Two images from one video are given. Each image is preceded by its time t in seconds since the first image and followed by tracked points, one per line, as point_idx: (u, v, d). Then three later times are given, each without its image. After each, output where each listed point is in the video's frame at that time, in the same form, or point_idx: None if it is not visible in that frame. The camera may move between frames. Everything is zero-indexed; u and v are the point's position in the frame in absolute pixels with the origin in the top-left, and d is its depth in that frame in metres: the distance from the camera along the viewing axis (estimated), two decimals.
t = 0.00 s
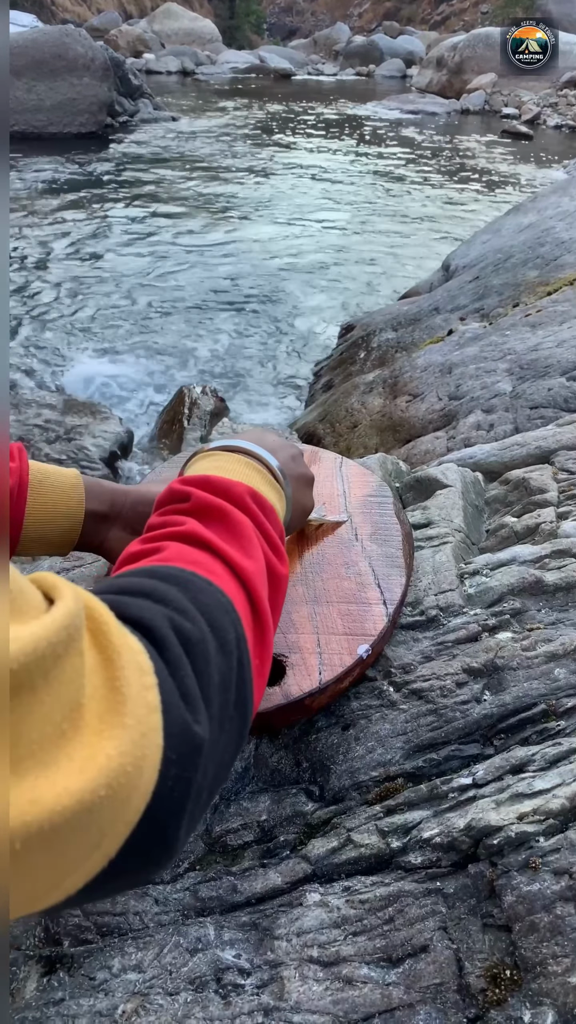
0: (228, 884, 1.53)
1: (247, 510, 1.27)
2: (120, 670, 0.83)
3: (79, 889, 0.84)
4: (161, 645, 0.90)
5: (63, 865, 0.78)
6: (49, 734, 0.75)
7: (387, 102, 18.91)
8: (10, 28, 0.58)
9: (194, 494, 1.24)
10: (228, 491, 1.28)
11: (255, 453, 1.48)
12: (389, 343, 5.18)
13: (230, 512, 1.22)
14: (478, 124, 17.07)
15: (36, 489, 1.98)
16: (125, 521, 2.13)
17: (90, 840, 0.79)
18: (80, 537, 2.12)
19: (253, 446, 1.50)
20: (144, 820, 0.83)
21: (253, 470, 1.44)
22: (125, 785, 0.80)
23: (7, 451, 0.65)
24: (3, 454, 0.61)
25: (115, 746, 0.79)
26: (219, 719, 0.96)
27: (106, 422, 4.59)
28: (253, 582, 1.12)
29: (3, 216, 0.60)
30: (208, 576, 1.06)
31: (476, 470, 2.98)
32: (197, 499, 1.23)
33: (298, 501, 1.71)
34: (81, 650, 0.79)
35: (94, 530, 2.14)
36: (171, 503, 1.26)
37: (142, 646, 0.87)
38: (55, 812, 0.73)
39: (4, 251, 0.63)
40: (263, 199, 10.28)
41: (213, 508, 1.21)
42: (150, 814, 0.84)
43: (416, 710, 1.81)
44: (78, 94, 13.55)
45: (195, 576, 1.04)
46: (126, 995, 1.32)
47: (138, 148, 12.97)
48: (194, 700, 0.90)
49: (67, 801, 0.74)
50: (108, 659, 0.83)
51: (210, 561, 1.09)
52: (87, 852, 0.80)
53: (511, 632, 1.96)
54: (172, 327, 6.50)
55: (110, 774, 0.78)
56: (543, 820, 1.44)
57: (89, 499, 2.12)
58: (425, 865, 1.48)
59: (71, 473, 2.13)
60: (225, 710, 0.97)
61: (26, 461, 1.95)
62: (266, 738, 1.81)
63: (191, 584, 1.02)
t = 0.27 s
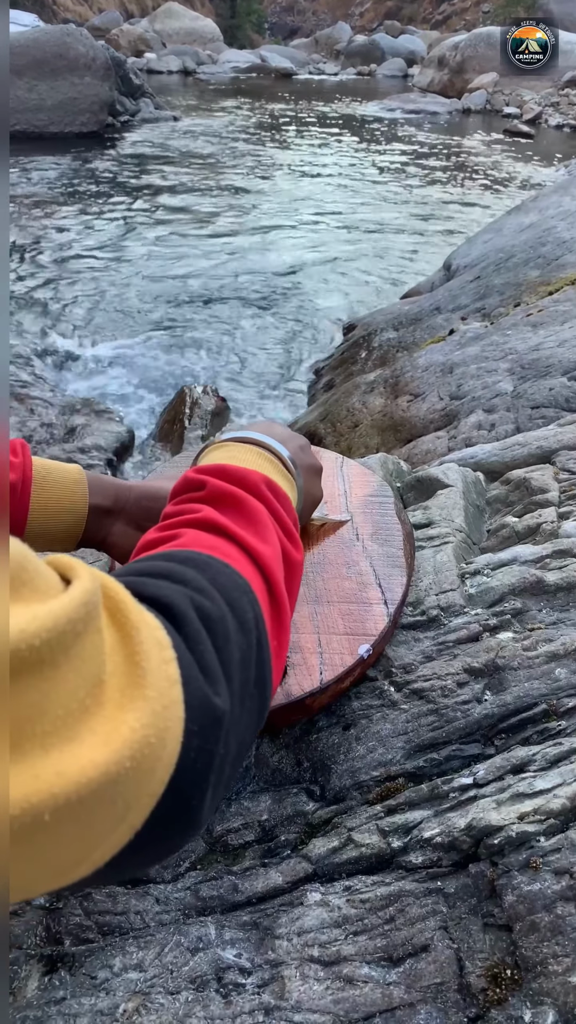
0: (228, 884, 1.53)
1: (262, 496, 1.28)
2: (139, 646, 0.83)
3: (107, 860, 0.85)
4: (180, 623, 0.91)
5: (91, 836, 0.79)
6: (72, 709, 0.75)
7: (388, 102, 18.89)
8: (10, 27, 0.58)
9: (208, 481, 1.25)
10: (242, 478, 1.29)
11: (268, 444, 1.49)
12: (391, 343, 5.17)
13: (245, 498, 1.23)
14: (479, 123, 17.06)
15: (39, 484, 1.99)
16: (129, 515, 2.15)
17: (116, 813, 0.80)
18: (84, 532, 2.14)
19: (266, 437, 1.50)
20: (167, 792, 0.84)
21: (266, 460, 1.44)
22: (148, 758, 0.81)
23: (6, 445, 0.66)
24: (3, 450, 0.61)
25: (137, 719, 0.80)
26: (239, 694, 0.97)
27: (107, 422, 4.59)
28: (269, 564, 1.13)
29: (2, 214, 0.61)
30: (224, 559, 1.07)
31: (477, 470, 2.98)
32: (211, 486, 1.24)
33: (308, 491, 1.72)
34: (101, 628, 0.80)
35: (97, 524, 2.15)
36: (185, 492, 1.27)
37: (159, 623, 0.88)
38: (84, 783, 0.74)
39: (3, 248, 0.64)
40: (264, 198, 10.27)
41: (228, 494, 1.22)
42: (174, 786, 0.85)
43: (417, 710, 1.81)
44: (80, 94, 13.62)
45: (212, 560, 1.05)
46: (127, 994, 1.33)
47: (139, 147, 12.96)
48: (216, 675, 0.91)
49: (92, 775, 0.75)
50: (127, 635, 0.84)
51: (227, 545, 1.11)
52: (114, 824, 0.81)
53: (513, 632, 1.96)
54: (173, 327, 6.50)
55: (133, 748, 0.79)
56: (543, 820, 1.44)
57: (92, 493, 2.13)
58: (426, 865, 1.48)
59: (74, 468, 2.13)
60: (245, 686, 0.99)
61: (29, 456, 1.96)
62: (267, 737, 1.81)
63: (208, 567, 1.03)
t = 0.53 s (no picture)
0: (229, 884, 1.54)
1: (265, 492, 1.28)
2: (148, 636, 0.83)
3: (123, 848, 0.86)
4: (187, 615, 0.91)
5: (105, 824, 0.79)
6: (83, 700, 0.75)
7: (390, 102, 18.87)
8: (10, 24, 0.59)
9: (211, 479, 1.25)
10: (246, 474, 1.29)
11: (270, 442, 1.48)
12: (392, 343, 5.17)
13: (248, 493, 1.23)
14: (481, 123, 17.05)
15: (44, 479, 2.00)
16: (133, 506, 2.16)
17: (130, 800, 0.80)
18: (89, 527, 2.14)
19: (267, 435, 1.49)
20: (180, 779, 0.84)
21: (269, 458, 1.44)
22: (160, 746, 0.81)
23: (6, 441, 0.66)
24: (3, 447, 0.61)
25: (149, 707, 0.80)
26: (249, 683, 0.97)
27: (108, 422, 4.59)
28: (274, 557, 1.13)
29: (1, 214, 0.61)
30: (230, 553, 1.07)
31: (478, 470, 2.98)
32: (215, 483, 1.24)
33: (311, 485, 1.72)
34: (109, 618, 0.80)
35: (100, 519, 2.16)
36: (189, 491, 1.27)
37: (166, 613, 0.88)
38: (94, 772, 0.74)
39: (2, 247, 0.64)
40: (266, 198, 10.27)
41: (233, 490, 1.22)
42: (186, 774, 0.85)
43: (418, 710, 1.82)
44: (81, 93, 13.62)
45: (218, 553, 1.05)
46: (128, 994, 1.33)
47: (140, 147, 12.96)
48: (226, 663, 0.91)
49: (105, 763, 0.75)
50: (135, 625, 0.83)
51: (231, 538, 1.11)
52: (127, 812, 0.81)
53: (514, 632, 1.96)
54: (174, 327, 6.50)
55: (145, 735, 0.79)
56: (545, 821, 1.44)
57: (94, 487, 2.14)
58: (427, 866, 1.48)
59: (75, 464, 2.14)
60: (256, 676, 0.98)
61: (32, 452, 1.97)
62: (268, 737, 1.82)
63: (214, 561, 1.03)
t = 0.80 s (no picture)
0: (231, 884, 1.54)
1: (256, 559, 1.19)
2: (85, 759, 0.79)
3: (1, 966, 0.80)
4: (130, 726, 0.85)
5: None
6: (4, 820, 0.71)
7: (391, 102, 18.89)
8: (9, 23, 0.59)
9: (203, 527, 1.15)
10: (241, 533, 1.19)
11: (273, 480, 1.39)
12: (394, 343, 5.18)
13: (237, 558, 1.14)
14: (483, 123, 17.08)
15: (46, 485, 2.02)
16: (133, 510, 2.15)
17: (20, 930, 0.75)
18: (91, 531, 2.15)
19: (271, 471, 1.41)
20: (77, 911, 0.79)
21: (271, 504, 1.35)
22: (64, 880, 0.76)
23: (6, 448, 0.66)
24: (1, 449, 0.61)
25: (63, 839, 0.75)
26: (171, 804, 0.91)
27: (110, 422, 4.60)
28: (239, 648, 1.05)
29: (2, 218, 0.61)
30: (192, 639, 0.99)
31: (480, 470, 2.98)
32: (208, 535, 1.14)
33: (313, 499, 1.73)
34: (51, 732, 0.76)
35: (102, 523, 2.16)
36: (179, 525, 1.17)
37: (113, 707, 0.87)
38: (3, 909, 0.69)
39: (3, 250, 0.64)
40: (267, 199, 10.28)
41: (220, 549, 1.14)
42: (84, 906, 0.80)
43: (420, 711, 1.82)
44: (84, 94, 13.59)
45: (180, 637, 0.97)
46: (130, 995, 1.33)
47: (142, 148, 12.98)
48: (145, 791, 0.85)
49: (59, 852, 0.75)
50: (76, 741, 0.80)
51: (198, 619, 1.02)
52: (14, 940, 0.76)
53: (515, 633, 1.96)
54: (176, 327, 6.51)
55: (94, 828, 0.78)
56: (546, 822, 1.44)
57: (95, 491, 2.14)
58: (428, 866, 1.48)
59: (76, 469, 2.15)
60: (181, 794, 0.92)
61: (34, 457, 2.00)
62: (270, 738, 1.82)
63: (170, 651, 0.95)
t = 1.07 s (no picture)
0: (233, 884, 1.54)
1: (215, 639, 1.21)
2: (23, 820, 0.80)
3: None
4: (73, 790, 0.86)
5: None
6: None
7: (393, 102, 18.89)
8: (9, 25, 0.59)
9: (175, 598, 1.18)
10: (207, 611, 1.22)
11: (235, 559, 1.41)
12: (395, 343, 5.18)
13: (197, 630, 1.17)
14: (484, 123, 17.10)
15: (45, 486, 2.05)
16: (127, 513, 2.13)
17: None
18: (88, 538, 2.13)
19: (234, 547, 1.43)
20: None
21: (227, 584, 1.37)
22: None
23: (6, 452, 0.66)
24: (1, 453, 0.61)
25: None
26: (97, 874, 0.91)
27: (111, 423, 4.60)
28: (186, 720, 1.07)
29: (5, 215, 0.62)
30: (144, 708, 1.00)
31: (481, 471, 2.98)
32: (175, 604, 1.17)
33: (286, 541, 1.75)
34: None
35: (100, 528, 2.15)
36: (149, 587, 1.20)
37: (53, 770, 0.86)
38: None
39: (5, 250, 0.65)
40: (268, 199, 10.29)
41: (181, 618, 1.17)
42: None
43: (421, 711, 1.82)
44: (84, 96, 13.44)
45: (130, 705, 0.99)
46: (131, 995, 1.33)
47: (144, 148, 12.98)
48: (79, 856, 0.86)
49: None
50: (17, 801, 0.80)
51: (152, 688, 1.04)
52: None
53: (516, 633, 1.96)
54: (177, 327, 6.51)
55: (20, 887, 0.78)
56: (547, 822, 1.44)
57: (91, 495, 2.13)
58: (430, 866, 1.48)
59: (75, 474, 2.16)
60: (109, 861, 0.93)
61: (32, 462, 2.04)
62: (271, 739, 1.82)
63: (122, 717, 0.97)
